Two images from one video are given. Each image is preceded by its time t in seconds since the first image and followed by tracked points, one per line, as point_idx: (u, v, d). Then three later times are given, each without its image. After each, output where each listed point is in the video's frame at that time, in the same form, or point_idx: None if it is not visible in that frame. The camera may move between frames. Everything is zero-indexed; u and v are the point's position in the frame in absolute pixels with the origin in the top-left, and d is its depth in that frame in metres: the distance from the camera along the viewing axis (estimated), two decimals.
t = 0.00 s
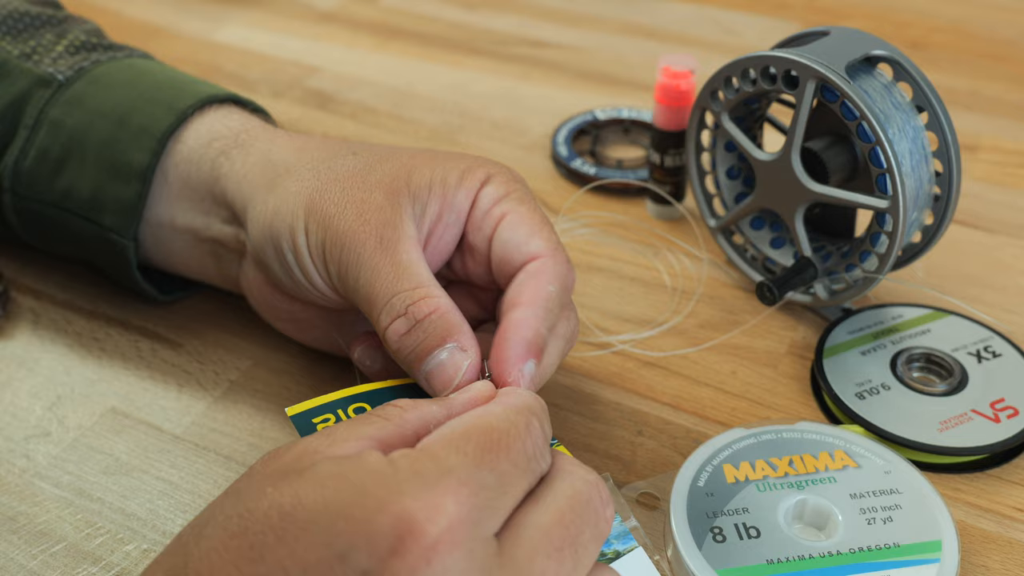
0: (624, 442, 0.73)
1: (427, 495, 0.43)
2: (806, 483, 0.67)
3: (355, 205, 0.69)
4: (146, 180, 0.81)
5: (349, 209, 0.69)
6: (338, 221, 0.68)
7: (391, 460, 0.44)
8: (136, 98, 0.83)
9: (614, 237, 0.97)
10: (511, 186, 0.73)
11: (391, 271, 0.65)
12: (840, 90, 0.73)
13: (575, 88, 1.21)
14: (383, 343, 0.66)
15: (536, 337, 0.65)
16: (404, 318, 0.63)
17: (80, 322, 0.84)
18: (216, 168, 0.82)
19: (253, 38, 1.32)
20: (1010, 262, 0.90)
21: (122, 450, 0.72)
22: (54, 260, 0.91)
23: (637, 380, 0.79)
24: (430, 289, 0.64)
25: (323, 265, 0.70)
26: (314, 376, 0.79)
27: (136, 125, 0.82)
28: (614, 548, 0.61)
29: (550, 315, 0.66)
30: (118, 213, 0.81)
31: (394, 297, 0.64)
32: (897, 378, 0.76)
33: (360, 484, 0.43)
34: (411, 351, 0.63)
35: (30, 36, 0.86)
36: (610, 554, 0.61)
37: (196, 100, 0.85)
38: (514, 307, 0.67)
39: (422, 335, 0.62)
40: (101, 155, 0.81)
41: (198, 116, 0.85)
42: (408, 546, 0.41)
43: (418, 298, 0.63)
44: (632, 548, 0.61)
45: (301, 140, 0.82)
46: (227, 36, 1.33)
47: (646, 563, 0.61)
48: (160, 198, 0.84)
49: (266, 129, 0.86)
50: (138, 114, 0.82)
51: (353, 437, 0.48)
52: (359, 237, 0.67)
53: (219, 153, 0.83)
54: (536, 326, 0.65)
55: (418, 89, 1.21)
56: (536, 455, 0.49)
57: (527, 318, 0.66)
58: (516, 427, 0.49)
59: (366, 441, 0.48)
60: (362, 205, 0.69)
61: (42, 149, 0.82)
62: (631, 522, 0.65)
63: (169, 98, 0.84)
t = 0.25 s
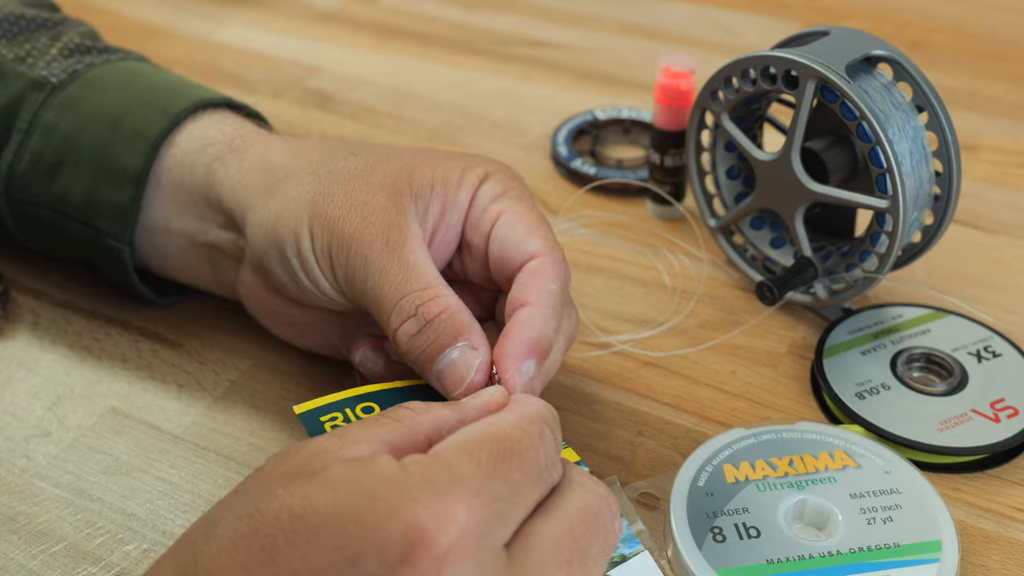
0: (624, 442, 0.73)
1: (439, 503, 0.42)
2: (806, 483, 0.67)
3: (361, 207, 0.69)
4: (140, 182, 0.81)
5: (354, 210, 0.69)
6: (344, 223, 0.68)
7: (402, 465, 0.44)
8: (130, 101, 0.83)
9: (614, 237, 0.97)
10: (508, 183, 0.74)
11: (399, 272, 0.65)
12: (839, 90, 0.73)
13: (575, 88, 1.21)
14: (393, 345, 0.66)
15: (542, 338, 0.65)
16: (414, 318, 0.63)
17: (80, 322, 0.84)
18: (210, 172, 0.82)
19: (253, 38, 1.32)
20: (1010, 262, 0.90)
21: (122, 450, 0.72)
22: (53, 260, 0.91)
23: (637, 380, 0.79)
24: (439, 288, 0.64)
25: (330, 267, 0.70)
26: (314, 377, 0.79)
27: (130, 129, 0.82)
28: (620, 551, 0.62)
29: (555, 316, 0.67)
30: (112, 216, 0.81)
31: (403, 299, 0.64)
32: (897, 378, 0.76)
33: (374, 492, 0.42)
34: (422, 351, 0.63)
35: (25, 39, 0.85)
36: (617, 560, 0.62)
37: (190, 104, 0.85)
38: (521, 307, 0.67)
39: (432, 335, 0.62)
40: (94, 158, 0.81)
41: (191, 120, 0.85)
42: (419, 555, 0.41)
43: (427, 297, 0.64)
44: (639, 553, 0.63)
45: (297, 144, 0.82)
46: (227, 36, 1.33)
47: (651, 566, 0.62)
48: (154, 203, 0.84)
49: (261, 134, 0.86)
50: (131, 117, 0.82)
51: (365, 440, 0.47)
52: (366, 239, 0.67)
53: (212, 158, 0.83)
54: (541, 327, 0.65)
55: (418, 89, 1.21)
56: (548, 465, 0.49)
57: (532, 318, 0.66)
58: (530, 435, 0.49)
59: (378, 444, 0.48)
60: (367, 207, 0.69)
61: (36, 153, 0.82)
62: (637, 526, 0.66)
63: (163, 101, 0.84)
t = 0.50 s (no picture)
0: (625, 442, 0.73)
1: (497, 442, 0.40)
2: (813, 479, 0.67)
3: (356, 226, 0.69)
4: (121, 205, 0.81)
5: (349, 230, 0.69)
6: (343, 246, 0.68)
7: (451, 405, 0.42)
8: (113, 119, 0.83)
9: (614, 237, 0.97)
10: (498, 181, 0.74)
11: (411, 284, 0.65)
12: (839, 90, 0.73)
13: (575, 88, 1.22)
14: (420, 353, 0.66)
15: (563, 334, 0.65)
16: (433, 322, 0.63)
17: (80, 323, 0.84)
18: (190, 198, 0.81)
19: (253, 38, 1.32)
20: (1010, 263, 0.90)
21: (121, 450, 0.72)
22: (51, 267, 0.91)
23: (637, 380, 0.79)
24: (451, 290, 0.64)
25: (335, 291, 0.70)
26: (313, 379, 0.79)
27: (112, 147, 0.81)
28: (655, 558, 0.62)
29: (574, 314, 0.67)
30: (95, 237, 0.80)
31: (420, 309, 0.64)
32: (900, 376, 0.76)
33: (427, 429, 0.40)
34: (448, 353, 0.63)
35: (13, 52, 0.86)
36: (650, 564, 0.62)
37: (173, 121, 0.84)
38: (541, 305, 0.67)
39: (453, 330, 0.61)
40: (76, 178, 0.81)
41: (173, 140, 0.84)
42: (483, 494, 0.39)
43: (443, 300, 0.63)
44: (675, 559, 0.62)
45: (274, 164, 0.81)
46: (227, 36, 1.33)
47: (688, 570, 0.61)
48: (139, 225, 0.82)
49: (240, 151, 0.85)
50: (113, 137, 0.82)
51: (371, 381, 0.43)
52: (368, 260, 0.67)
53: (193, 180, 0.82)
54: (561, 324, 0.65)
55: (418, 89, 1.21)
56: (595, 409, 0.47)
57: (554, 316, 0.65)
58: (572, 378, 0.46)
59: (388, 387, 0.43)
60: (361, 226, 0.69)
61: (21, 170, 0.82)
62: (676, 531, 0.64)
63: (144, 120, 0.83)
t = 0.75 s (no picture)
0: (625, 442, 0.73)
1: (512, 479, 0.42)
2: (815, 478, 0.67)
3: (367, 223, 0.69)
4: (128, 196, 0.81)
5: (360, 226, 0.69)
6: (354, 241, 0.68)
7: (458, 447, 0.42)
8: (117, 112, 0.83)
9: (614, 237, 0.97)
10: (510, 187, 0.74)
11: (418, 284, 0.65)
12: (839, 90, 0.73)
13: (575, 88, 1.21)
14: (421, 352, 0.66)
15: (564, 344, 0.65)
16: (439, 322, 0.63)
17: (80, 322, 0.84)
18: (199, 187, 0.81)
19: (253, 38, 1.32)
20: (1010, 263, 0.90)
21: (122, 450, 0.72)
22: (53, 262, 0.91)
23: (637, 380, 0.79)
24: (458, 292, 0.65)
25: (341, 285, 0.70)
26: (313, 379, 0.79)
27: (119, 139, 0.82)
28: (650, 558, 0.60)
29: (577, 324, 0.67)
30: (101, 229, 0.81)
31: (426, 308, 0.64)
32: (901, 376, 0.76)
33: (441, 476, 0.40)
34: (450, 354, 0.63)
35: (18, 46, 0.86)
36: (645, 564, 0.60)
37: (180, 113, 0.85)
38: (546, 313, 0.67)
39: (457, 329, 0.62)
40: (82, 170, 0.81)
41: (179, 131, 0.85)
42: (504, 535, 0.41)
43: (450, 301, 0.64)
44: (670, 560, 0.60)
45: (284, 157, 0.81)
46: (227, 36, 1.33)
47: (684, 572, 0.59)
48: (145, 213, 0.83)
49: (248, 143, 0.85)
50: (119, 129, 0.82)
51: (354, 418, 0.44)
52: (379, 257, 0.67)
53: (201, 170, 0.82)
54: (565, 333, 0.66)
55: (418, 89, 1.21)
56: (568, 426, 0.49)
57: (559, 324, 0.66)
58: (547, 398, 0.48)
59: (368, 421, 0.44)
60: (372, 222, 0.69)
61: (26, 162, 0.82)
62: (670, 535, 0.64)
63: (150, 111, 0.84)
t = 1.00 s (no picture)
0: (624, 442, 0.73)
1: (500, 486, 0.42)
2: (815, 478, 0.67)
3: (370, 220, 0.69)
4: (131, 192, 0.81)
5: (363, 223, 0.69)
6: (357, 238, 0.68)
7: (446, 458, 0.43)
8: (120, 107, 0.83)
9: (614, 237, 0.97)
10: (513, 188, 0.74)
11: (419, 283, 0.65)
12: (840, 90, 0.73)
13: (575, 88, 1.21)
14: (419, 351, 0.66)
15: (560, 349, 0.66)
16: (438, 322, 0.63)
17: (80, 322, 0.84)
18: (203, 181, 0.81)
19: (253, 38, 1.32)
20: (1010, 263, 0.90)
21: (121, 450, 0.72)
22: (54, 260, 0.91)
23: (637, 380, 0.79)
24: (458, 292, 0.65)
25: (342, 281, 0.70)
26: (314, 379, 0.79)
27: (121, 135, 0.82)
28: (648, 553, 0.60)
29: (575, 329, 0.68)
30: (103, 224, 0.80)
31: (426, 307, 0.64)
32: (900, 376, 0.76)
33: (428, 485, 0.41)
34: (447, 354, 0.63)
35: (20, 44, 0.86)
36: (643, 560, 0.60)
37: (183, 108, 0.85)
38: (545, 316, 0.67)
39: (455, 329, 0.62)
40: (85, 165, 0.81)
41: (183, 126, 0.85)
42: (494, 541, 0.40)
43: (450, 301, 0.64)
44: (669, 555, 0.60)
45: (290, 152, 0.81)
46: (227, 36, 1.33)
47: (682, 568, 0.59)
48: (148, 208, 0.83)
49: (253, 138, 0.85)
50: (122, 125, 0.82)
51: (341, 426, 0.45)
52: (382, 255, 0.67)
53: (205, 164, 0.82)
54: (562, 336, 0.66)
55: (418, 89, 1.21)
56: (556, 438, 0.49)
57: (556, 327, 0.66)
58: (536, 412, 0.49)
59: (356, 429, 0.46)
60: (375, 220, 0.69)
61: (30, 158, 0.82)
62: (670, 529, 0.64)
63: (153, 107, 0.84)
